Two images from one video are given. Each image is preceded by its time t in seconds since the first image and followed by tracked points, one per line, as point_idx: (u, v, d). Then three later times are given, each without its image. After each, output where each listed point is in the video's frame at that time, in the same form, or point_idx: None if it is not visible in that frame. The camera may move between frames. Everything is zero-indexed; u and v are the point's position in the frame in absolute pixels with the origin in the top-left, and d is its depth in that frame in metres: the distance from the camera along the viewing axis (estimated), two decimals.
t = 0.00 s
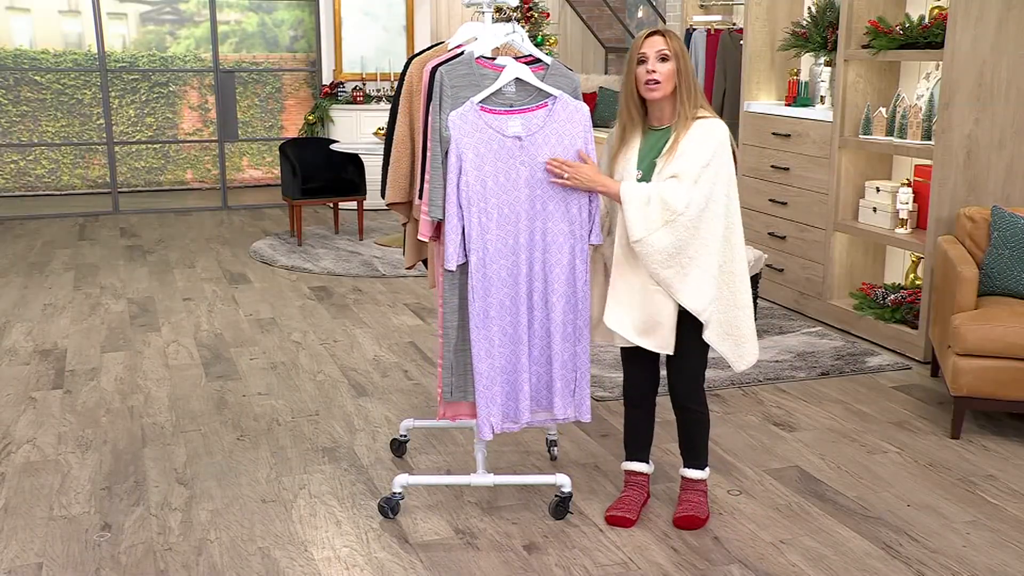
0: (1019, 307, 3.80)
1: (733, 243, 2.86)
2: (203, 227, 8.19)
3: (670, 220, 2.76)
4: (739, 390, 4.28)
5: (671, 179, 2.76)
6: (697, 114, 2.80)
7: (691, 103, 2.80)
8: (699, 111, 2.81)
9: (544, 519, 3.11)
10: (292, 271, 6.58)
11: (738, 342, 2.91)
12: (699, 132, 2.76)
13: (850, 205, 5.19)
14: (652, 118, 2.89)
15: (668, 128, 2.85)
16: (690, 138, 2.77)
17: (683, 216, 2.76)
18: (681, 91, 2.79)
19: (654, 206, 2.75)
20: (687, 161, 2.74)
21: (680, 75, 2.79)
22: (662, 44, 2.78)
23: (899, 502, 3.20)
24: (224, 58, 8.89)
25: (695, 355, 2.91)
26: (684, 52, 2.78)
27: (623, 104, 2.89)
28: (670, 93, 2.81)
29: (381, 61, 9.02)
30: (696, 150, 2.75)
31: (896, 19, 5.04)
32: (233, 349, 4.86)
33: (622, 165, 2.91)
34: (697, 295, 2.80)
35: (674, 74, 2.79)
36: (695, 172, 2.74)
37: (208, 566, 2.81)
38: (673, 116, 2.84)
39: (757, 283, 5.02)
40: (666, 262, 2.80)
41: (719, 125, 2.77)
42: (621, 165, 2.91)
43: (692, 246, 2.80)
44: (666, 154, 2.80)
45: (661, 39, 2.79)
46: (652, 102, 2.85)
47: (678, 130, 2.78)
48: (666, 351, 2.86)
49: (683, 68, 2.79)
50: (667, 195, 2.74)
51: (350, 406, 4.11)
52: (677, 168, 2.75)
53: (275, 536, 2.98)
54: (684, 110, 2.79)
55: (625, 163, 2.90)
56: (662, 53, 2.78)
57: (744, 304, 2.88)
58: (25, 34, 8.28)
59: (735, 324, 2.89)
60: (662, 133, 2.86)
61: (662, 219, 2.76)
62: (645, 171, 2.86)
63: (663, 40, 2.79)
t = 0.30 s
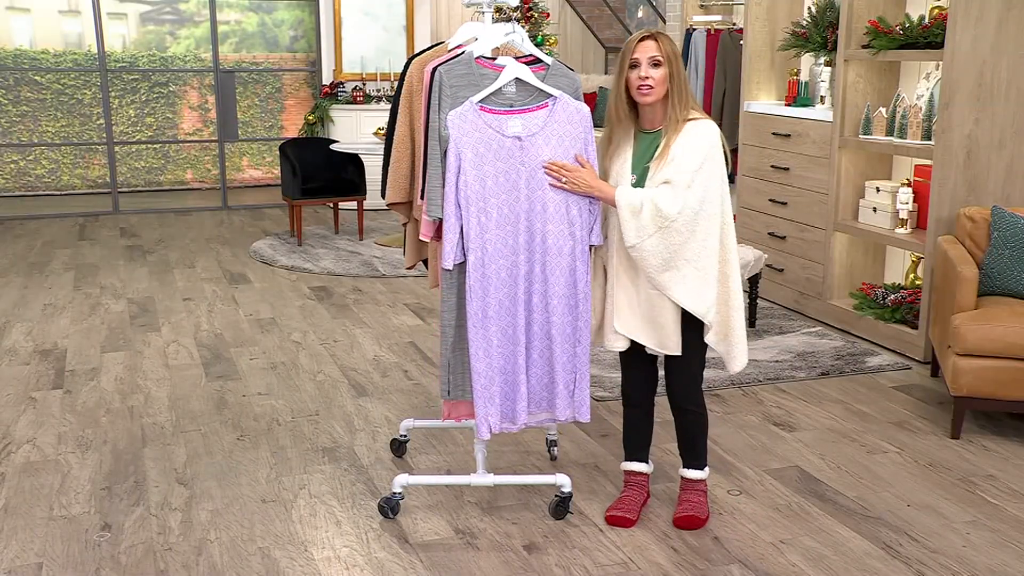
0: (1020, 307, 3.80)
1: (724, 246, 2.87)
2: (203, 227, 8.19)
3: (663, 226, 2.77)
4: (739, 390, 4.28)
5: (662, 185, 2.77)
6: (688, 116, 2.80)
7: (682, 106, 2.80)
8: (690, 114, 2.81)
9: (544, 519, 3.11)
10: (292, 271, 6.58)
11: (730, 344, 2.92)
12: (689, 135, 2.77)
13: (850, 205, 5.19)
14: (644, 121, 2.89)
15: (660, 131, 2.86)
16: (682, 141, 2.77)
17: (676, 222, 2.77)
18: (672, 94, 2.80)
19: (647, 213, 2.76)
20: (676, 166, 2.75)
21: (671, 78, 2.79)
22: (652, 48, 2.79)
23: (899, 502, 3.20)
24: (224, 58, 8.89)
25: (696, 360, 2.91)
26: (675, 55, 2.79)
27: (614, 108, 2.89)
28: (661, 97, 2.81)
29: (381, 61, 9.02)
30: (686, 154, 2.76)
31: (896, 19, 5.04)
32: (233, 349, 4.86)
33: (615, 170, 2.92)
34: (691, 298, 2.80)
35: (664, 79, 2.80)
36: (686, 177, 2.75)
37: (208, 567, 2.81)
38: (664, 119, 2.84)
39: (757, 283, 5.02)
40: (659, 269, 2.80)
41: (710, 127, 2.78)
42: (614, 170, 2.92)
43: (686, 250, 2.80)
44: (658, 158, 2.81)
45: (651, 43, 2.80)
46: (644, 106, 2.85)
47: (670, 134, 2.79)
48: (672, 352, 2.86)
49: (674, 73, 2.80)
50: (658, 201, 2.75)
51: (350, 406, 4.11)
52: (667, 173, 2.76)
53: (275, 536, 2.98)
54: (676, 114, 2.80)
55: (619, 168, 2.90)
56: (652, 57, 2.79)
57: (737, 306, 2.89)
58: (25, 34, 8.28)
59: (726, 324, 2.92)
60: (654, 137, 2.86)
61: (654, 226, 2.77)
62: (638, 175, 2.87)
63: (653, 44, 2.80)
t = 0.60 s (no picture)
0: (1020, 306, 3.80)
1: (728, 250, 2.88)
2: (203, 227, 8.19)
3: (678, 239, 2.76)
4: (739, 390, 4.28)
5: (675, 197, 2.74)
6: (693, 117, 2.77)
7: (682, 107, 2.76)
8: (694, 114, 2.77)
9: (544, 519, 3.11)
10: (292, 271, 6.58)
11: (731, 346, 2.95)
12: (692, 140, 2.73)
13: (849, 205, 5.19)
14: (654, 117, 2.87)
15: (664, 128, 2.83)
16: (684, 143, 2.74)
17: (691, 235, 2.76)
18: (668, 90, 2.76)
19: (662, 226, 2.74)
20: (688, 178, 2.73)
21: (675, 77, 2.75)
22: (650, 46, 2.77)
23: (899, 502, 3.20)
24: (224, 58, 8.89)
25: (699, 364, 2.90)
26: (675, 51, 2.74)
27: (623, 103, 2.92)
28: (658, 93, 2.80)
29: (381, 61, 9.02)
30: (696, 165, 2.72)
31: (896, 20, 5.04)
32: (233, 349, 4.86)
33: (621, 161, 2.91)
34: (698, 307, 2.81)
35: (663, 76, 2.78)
36: (699, 189, 2.73)
37: (208, 566, 2.81)
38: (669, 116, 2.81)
39: (757, 283, 5.02)
40: (671, 280, 2.80)
41: (711, 129, 2.74)
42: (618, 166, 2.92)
43: (692, 258, 2.81)
44: (663, 159, 2.78)
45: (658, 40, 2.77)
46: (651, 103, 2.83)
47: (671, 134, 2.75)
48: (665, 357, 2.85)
49: (670, 68, 2.75)
50: (675, 216, 2.73)
51: (350, 406, 4.11)
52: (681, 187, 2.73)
53: (275, 536, 2.98)
54: (676, 112, 2.75)
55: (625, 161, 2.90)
56: (647, 54, 2.78)
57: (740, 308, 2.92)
58: (25, 34, 8.28)
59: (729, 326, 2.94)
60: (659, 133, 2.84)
61: (670, 239, 2.76)
62: (641, 172, 2.86)
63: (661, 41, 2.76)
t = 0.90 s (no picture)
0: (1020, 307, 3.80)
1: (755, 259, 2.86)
2: (203, 227, 8.19)
3: (706, 248, 2.73)
4: (740, 390, 4.28)
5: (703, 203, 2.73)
6: (723, 121, 2.75)
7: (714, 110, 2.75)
8: (726, 119, 2.76)
9: (544, 519, 3.11)
10: (292, 271, 6.58)
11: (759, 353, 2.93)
12: (722, 144, 2.72)
13: (849, 205, 5.19)
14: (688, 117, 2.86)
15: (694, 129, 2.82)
16: (713, 146, 2.73)
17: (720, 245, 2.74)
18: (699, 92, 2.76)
19: (691, 232, 2.72)
20: (718, 187, 2.71)
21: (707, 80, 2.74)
22: (685, 45, 2.75)
23: (899, 502, 3.20)
24: (224, 58, 8.89)
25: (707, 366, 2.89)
26: (710, 52, 2.73)
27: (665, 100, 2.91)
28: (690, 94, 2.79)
29: (381, 61, 9.02)
30: (725, 172, 2.71)
31: (896, 20, 5.04)
32: (233, 349, 4.86)
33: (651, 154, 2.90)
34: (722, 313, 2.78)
35: (695, 76, 2.76)
36: (728, 199, 2.71)
37: (208, 566, 2.81)
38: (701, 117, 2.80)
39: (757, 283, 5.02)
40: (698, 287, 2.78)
41: (742, 136, 2.73)
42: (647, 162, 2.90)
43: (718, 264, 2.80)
44: (689, 157, 2.78)
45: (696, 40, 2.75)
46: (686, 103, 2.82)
47: (701, 136, 2.75)
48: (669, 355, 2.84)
49: (703, 70, 2.74)
50: (704, 223, 2.72)
51: (350, 406, 4.11)
52: (710, 196, 2.71)
53: (275, 536, 2.98)
54: (707, 115, 2.75)
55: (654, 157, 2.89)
56: (681, 54, 2.76)
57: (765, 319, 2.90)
58: (25, 35, 8.28)
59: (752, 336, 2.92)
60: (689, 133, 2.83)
61: (698, 246, 2.74)
62: (668, 166, 2.85)
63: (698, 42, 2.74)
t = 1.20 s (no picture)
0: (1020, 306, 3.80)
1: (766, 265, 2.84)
2: (203, 227, 8.19)
3: (708, 242, 2.73)
4: (740, 390, 4.28)
5: (712, 199, 2.73)
6: (753, 124, 2.76)
7: (743, 113, 2.75)
8: (755, 122, 2.76)
9: (544, 519, 3.11)
10: (292, 271, 6.58)
11: (767, 363, 2.90)
12: (747, 146, 2.72)
13: (850, 205, 5.18)
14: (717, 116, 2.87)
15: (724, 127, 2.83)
16: (737, 146, 2.73)
17: (723, 241, 2.74)
18: (730, 92, 2.76)
19: (695, 224, 2.72)
20: (730, 186, 2.71)
21: (738, 82, 2.74)
22: (719, 45, 2.75)
23: (899, 502, 3.20)
24: (224, 58, 8.89)
25: (713, 363, 2.90)
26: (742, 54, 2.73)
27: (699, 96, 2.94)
28: (720, 94, 2.79)
29: (381, 61, 9.02)
30: (741, 172, 2.71)
31: (896, 20, 5.04)
32: (233, 349, 4.86)
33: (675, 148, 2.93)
34: (720, 310, 2.78)
35: (725, 77, 2.76)
36: (740, 198, 2.71)
37: (208, 567, 2.81)
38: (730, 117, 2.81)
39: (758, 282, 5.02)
40: (698, 281, 2.78)
41: (769, 140, 2.74)
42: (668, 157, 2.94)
43: (724, 264, 2.80)
44: (711, 155, 2.78)
45: (729, 42, 2.75)
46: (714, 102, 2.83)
47: (729, 135, 2.76)
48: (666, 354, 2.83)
49: (736, 72, 2.74)
50: (710, 218, 2.72)
51: (350, 406, 4.11)
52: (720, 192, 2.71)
53: (275, 536, 2.98)
54: (736, 116, 2.75)
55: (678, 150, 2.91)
56: (713, 54, 2.77)
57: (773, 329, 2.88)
58: (25, 35, 8.28)
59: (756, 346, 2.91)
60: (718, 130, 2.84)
61: (701, 240, 2.73)
62: (689, 162, 2.86)
63: (731, 44, 2.74)
